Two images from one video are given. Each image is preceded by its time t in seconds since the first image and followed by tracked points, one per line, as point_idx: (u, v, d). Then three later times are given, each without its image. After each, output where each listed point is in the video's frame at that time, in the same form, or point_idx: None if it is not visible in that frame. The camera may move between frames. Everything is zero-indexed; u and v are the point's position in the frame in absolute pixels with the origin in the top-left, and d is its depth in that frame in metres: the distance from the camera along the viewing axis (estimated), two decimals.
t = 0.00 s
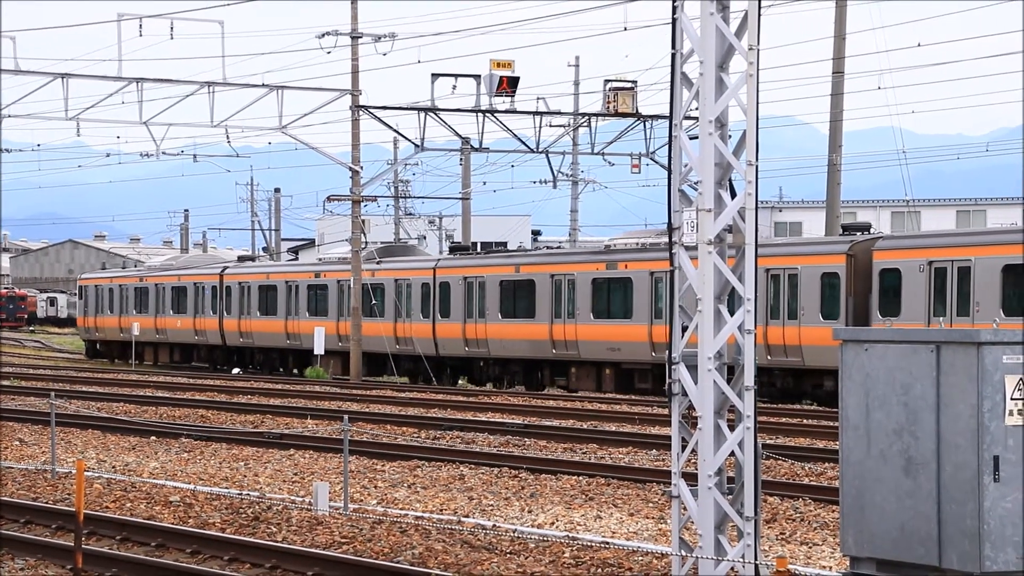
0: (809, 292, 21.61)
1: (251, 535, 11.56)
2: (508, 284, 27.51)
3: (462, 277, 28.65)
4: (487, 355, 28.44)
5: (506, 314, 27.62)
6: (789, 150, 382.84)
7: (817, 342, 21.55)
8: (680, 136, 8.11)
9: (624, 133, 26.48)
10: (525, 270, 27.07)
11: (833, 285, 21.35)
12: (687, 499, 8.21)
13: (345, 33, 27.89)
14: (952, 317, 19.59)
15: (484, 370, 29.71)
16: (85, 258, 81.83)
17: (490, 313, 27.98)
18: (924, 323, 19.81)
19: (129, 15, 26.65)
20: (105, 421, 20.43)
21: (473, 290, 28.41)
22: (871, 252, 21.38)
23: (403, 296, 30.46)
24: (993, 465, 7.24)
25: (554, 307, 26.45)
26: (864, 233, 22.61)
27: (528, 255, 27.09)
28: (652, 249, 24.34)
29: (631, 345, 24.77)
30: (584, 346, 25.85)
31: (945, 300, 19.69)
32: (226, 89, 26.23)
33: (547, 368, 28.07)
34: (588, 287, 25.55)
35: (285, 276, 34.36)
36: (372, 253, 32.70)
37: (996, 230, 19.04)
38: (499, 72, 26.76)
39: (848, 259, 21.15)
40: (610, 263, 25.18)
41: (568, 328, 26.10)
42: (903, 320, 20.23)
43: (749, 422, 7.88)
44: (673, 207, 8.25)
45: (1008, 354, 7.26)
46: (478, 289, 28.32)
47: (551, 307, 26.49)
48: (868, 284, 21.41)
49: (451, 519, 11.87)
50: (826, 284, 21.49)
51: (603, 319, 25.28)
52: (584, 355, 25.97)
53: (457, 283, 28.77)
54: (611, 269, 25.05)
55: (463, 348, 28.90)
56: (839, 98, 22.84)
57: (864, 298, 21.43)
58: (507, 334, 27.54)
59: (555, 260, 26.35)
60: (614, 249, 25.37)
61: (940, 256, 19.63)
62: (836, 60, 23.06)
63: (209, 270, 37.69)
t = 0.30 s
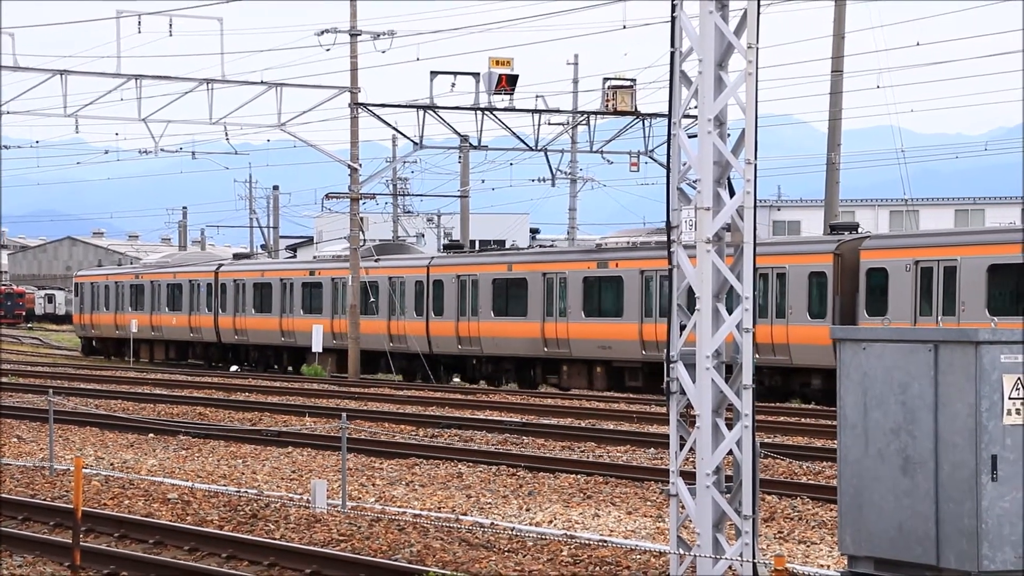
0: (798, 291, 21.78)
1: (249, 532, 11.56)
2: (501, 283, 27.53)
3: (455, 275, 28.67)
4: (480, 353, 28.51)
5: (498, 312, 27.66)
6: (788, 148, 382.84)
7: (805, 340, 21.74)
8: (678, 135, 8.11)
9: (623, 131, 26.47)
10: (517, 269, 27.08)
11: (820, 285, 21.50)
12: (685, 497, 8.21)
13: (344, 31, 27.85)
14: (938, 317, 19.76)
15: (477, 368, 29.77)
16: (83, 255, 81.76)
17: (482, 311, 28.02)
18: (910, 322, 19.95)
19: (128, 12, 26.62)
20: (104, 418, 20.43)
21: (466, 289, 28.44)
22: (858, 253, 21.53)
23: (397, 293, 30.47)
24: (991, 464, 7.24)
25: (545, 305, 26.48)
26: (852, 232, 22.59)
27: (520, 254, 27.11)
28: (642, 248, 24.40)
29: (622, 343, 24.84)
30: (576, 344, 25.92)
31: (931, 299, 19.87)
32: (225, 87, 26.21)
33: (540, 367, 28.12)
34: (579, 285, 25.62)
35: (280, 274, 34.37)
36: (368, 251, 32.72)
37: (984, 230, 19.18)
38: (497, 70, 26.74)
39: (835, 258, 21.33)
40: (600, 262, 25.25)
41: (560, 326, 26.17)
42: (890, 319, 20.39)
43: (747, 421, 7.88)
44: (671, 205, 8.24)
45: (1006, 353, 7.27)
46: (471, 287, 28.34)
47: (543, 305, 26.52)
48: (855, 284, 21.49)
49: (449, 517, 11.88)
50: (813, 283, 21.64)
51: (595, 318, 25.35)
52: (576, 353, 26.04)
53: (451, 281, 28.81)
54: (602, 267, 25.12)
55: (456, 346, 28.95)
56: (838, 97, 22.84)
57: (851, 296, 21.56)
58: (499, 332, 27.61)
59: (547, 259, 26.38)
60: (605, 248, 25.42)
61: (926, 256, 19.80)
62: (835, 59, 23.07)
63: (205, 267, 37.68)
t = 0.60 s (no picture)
0: (787, 290, 21.94)
1: (248, 532, 11.56)
2: (495, 283, 27.55)
3: (450, 275, 28.68)
4: (475, 352, 28.52)
5: (492, 312, 27.68)
6: (788, 149, 382.81)
7: (795, 340, 21.93)
8: (678, 135, 8.10)
9: (623, 131, 26.46)
10: (510, 269, 27.11)
11: (809, 284, 21.65)
12: (685, 497, 8.20)
13: (344, 31, 27.86)
14: (926, 316, 19.86)
15: (472, 367, 29.80)
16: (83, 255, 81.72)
17: (477, 311, 28.04)
18: (898, 322, 20.09)
19: (127, 12, 26.61)
20: (103, 418, 20.43)
21: (461, 289, 28.45)
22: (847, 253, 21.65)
23: (392, 293, 30.48)
24: (991, 464, 7.23)
25: (539, 305, 26.52)
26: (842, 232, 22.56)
27: (514, 254, 27.15)
28: (635, 248, 24.44)
29: (615, 343, 24.89)
30: (569, 344, 25.97)
31: (920, 299, 19.97)
32: (225, 86, 26.21)
33: (533, 366, 28.15)
34: (572, 286, 25.66)
35: (276, 274, 34.39)
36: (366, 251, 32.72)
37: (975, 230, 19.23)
38: (497, 70, 26.74)
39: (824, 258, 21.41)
40: (593, 262, 25.31)
41: (553, 326, 26.21)
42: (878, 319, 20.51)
43: (746, 420, 7.88)
44: (670, 205, 8.24)
45: (1006, 353, 7.27)
46: (466, 287, 28.36)
47: (537, 305, 26.56)
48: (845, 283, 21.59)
49: (449, 516, 11.88)
50: (802, 283, 21.80)
51: (588, 318, 25.40)
52: (570, 353, 26.09)
53: (445, 282, 28.83)
54: (595, 268, 25.17)
55: (451, 346, 28.97)
56: (837, 97, 22.84)
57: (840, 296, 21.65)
58: (493, 332, 27.63)
59: (541, 259, 26.42)
60: (598, 249, 25.47)
61: (914, 256, 19.91)
62: (834, 59, 23.07)
63: (202, 267, 37.69)
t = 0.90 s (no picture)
0: (776, 290, 22.10)
1: (248, 532, 11.56)
2: (488, 283, 27.58)
3: (444, 276, 28.69)
4: (468, 352, 28.53)
5: (485, 312, 27.70)
6: (785, 148, 382.91)
7: (784, 340, 22.11)
8: (676, 135, 8.11)
9: (620, 131, 26.47)
10: (503, 269, 27.15)
11: (798, 284, 21.79)
12: (684, 496, 8.21)
13: (342, 31, 27.86)
14: (913, 316, 19.98)
15: (466, 367, 29.82)
16: (81, 255, 81.63)
17: (470, 311, 28.05)
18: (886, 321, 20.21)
19: (125, 13, 26.61)
20: (102, 419, 20.43)
21: (454, 289, 28.47)
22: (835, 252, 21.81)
23: (386, 293, 30.50)
24: (989, 463, 7.25)
25: (531, 305, 26.55)
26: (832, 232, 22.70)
27: (507, 255, 27.19)
28: (626, 249, 24.50)
29: (606, 343, 24.96)
30: (561, 343, 26.02)
31: (907, 298, 20.08)
32: (223, 87, 26.18)
33: (526, 366, 28.19)
34: (564, 286, 25.73)
35: (271, 275, 34.41)
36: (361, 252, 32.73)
37: (965, 229, 19.30)
38: (495, 70, 26.75)
39: (811, 259, 21.61)
40: (586, 263, 25.37)
41: (545, 326, 26.26)
42: (867, 318, 20.64)
43: (745, 420, 7.89)
44: (668, 205, 8.25)
45: (1005, 352, 7.28)
46: (459, 288, 28.37)
47: (529, 305, 26.59)
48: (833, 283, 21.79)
49: (447, 516, 11.87)
50: (791, 283, 21.94)
51: (580, 318, 25.46)
52: (562, 352, 26.14)
53: (439, 282, 28.83)
54: (587, 268, 25.25)
55: (445, 346, 28.98)
56: (834, 97, 22.86)
57: (829, 295, 21.87)
58: (487, 332, 27.64)
59: (533, 259, 26.47)
60: (590, 249, 25.54)
61: (901, 256, 20.01)
62: (831, 59, 23.09)
63: (197, 268, 37.67)
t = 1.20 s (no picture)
0: (770, 291, 22.15)
1: (252, 533, 11.57)
2: (487, 283, 27.60)
3: (443, 276, 28.69)
4: (468, 353, 28.52)
5: (484, 313, 27.72)
6: (789, 148, 382.50)
7: (779, 340, 22.12)
8: (679, 134, 8.10)
9: (624, 132, 26.46)
10: (502, 270, 27.16)
11: (792, 284, 21.82)
12: (688, 497, 8.19)
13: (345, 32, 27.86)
14: (907, 315, 20.07)
15: (464, 368, 29.81)
16: (86, 256, 81.69)
17: (469, 312, 28.06)
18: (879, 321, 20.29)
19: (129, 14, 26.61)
20: (107, 420, 20.45)
21: (453, 289, 28.47)
22: (829, 252, 21.83)
23: (386, 294, 30.54)
24: (994, 464, 7.24)
25: (529, 306, 26.57)
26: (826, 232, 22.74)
27: (505, 255, 27.20)
28: (622, 249, 24.53)
29: (603, 343, 24.98)
30: (559, 344, 26.02)
31: (900, 298, 20.18)
32: (226, 88, 26.18)
33: (525, 367, 28.20)
34: (562, 286, 25.72)
35: (272, 276, 34.41)
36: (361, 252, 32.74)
37: (964, 229, 19.35)
38: (499, 71, 26.75)
39: (806, 258, 21.61)
40: (583, 263, 25.37)
41: (543, 327, 26.26)
42: (860, 318, 20.72)
43: (749, 420, 7.88)
44: (672, 205, 8.24)
45: (1009, 351, 7.27)
46: (457, 288, 28.37)
47: (527, 305, 26.60)
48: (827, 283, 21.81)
49: (452, 517, 11.87)
50: (784, 283, 21.98)
51: (577, 318, 25.48)
52: (559, 353, 26.14)
53: (438, 283, 28.82)
54: (584, 268, 25.26)
55: (445, 347, 28.97)
56: (839, 96, 22.84)
57: (822, 295, 21.89)
58: (486, 333, 27.64)
59: (531, 260, 26.48)
60: (588, 249, 25.55)
61: (894, 256, 20.10)
62: (836, 58, 23.06)
63: (199, 269, 37.68)
